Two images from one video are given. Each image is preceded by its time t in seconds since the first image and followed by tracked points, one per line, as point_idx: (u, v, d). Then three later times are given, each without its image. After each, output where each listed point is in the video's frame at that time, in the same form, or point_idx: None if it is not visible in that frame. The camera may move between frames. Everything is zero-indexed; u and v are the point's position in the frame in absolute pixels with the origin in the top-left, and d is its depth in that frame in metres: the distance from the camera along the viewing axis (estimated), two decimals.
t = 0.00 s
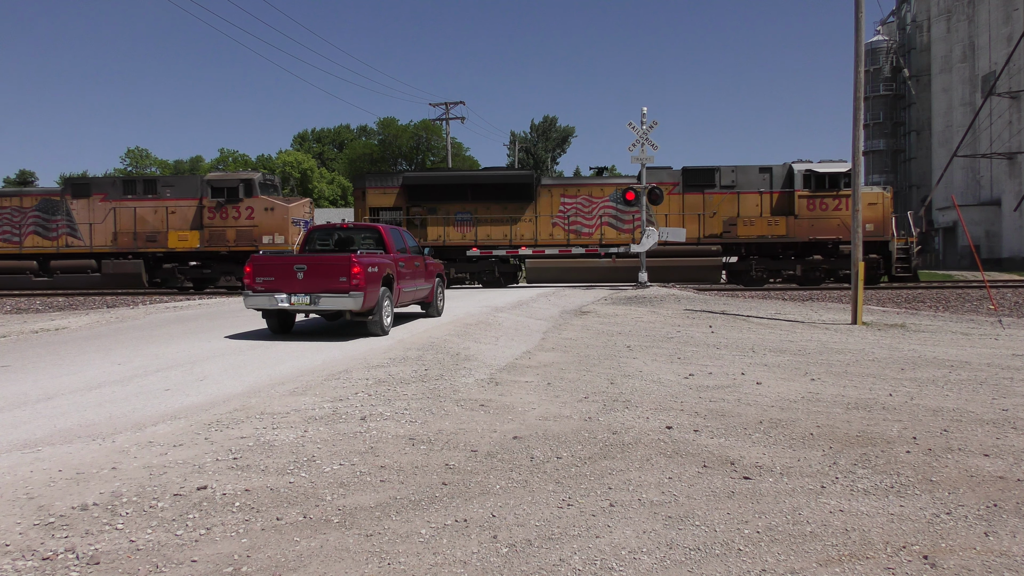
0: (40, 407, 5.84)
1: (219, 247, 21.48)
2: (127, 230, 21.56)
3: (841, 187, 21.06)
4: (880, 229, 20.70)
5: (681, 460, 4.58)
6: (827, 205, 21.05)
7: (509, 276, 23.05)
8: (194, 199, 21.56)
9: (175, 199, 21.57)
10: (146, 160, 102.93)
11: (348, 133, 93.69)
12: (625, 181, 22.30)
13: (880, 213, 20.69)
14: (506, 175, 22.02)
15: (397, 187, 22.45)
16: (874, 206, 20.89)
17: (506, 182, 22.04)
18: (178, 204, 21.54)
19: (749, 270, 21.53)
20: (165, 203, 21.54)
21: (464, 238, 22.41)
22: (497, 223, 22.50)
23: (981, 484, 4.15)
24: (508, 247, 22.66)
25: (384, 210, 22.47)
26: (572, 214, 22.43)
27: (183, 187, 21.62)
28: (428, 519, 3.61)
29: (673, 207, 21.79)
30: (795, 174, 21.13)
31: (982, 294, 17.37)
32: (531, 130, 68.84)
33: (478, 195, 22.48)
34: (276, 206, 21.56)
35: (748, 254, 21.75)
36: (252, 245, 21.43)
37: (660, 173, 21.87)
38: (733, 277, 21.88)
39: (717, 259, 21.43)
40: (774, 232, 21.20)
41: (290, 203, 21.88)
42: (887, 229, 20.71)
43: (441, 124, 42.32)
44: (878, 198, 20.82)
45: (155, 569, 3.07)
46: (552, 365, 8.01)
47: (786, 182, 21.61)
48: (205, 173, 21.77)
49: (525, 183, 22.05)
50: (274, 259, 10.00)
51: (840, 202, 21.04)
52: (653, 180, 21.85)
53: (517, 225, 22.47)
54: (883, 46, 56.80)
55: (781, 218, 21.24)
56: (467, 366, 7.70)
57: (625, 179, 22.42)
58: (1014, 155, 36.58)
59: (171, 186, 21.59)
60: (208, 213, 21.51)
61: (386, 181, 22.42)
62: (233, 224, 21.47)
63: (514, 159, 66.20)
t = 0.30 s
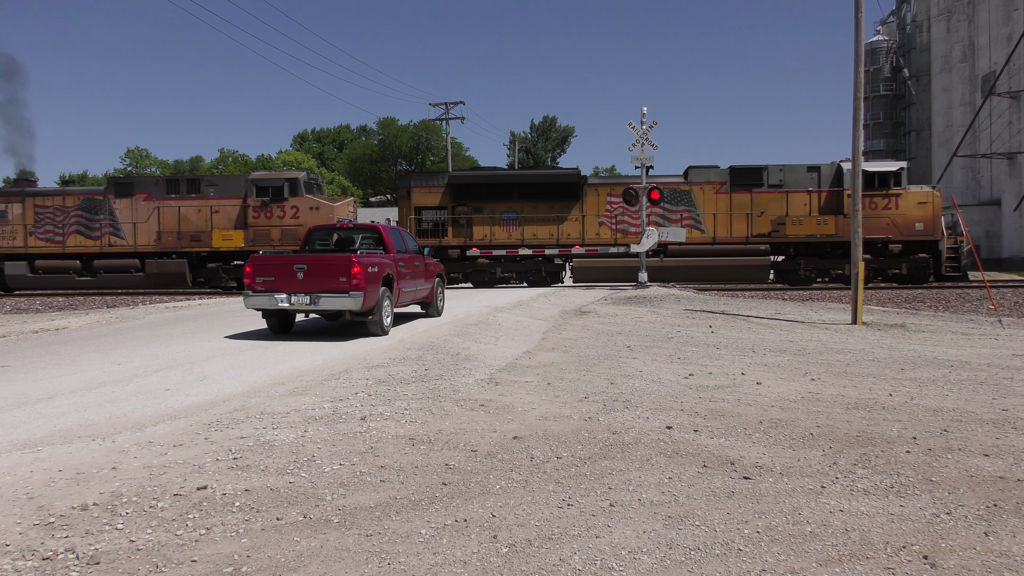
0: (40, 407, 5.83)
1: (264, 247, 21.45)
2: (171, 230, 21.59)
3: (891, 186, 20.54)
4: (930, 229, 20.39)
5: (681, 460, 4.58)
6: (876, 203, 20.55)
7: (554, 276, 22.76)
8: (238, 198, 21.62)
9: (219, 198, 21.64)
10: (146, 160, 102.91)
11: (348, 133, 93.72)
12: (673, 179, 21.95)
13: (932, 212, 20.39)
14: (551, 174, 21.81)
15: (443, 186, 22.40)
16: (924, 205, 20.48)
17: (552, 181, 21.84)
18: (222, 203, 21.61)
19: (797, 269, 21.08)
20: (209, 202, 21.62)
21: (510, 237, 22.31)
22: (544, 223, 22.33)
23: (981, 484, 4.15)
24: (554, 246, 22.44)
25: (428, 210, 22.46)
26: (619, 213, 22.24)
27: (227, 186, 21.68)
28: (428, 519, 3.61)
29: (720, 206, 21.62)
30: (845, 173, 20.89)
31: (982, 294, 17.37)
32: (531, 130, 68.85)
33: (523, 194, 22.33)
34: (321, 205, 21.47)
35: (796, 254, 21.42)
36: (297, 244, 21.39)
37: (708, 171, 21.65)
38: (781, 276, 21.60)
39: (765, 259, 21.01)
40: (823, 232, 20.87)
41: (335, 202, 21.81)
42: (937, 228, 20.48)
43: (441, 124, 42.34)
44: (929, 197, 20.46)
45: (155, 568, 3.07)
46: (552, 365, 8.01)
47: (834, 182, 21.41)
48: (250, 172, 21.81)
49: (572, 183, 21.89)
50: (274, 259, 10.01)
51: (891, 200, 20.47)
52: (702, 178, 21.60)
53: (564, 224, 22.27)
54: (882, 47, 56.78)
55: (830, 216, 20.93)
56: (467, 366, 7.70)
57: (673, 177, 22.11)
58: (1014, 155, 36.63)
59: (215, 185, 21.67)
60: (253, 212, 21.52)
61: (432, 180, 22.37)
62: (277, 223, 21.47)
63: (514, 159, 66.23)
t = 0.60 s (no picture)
0: (40, 407, 5.83)
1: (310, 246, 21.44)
2: (215, 229, 21.62)
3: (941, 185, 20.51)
4: (981, 228, 20.32)
5: (681, 460, 4.58)
6: (926, 203, 20.46)
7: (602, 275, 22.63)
8: (283, 198, 21.56)
9: (263, 197, 21.57)
10: (146, 160, 102.90)
11: (349, 133, 93.73)
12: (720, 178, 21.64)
13: (983, 211, 20.32)
14: (599, 173, 21.77)
15: (488, 186, 22.28)
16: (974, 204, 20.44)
17: (599, 180, 21.81)
18: (266, 202, 21.54)
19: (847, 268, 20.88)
20: (253, 201, 21.55)
21: (556, 237, 22.25)
22: (590, 222, 22.24)
23: (981, 484, 4.16)
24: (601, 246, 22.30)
25: (473, 210, 22.40)
26: (665, 212, 21.85)
27: (271, 186, 21.59)
28: (428, 519, 3.61)
29: (768, 205, 21.40)
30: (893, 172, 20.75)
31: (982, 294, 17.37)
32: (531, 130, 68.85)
33: (570, 193, 22.24)
34: (367, 205, 21.26)
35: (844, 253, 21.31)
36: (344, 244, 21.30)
37: (755, 170, 21.48)
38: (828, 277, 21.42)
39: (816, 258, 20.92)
40: (874, 231, 20.63)
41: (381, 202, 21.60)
42: (988, 228, 20.42)
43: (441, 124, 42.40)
44: (979, 195, 20.41)
45: (155, 568, 3.07)
46: (552, 365, 8.01)
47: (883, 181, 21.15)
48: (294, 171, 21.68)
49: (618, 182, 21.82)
50: (274, 259, 10.00)
51: (941, 199, 20.45)
52: (749, 177, 21.35)
53: (611, 224, 22.17)
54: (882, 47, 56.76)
55: (879, 215, 20.67)
56: (467, 366, 7.70)
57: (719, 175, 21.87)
58: (1014, 155, 36.66)
59: (259, 184, 21.58)
60: (298, 211, 21.44)
61: (478, 179, 22.21)
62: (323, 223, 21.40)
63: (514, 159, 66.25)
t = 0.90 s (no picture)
0: (41, 407, 5.83)
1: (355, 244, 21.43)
2: (260, 228, 21.60)
3: (992, 184, 20.21)
4: None
5: (681, 460, 4.58)
6: (977, 202, 20.28)
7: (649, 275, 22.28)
8: (328, 197, 21.55)
9: (308, 196, 21.55)
10: (146, 160, 102.73)
11: (349, 133, 93.62)
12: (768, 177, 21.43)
13: None
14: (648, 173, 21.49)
15: (534, 185, 22.16)
16: None
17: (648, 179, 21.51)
18: (311, 201, 21.50)
19: (896, 268, 20.44)
20: (297, 200, 21.53)
21: (603, 236, 21.93)
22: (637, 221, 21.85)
23: (981, 484, 4.16)
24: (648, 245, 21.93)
25: (519, 210, 22.26)
26: (713, 211, 21.53)
27: (315, 185, 21.56)
28: (428, 519, 3.62)
29: (816, 205, 21.17)
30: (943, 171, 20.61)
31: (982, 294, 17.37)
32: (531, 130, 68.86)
33: (618, 193, 21.98)
34: (413, 204, 21.31)
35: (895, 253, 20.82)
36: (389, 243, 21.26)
37: (804, 170, 21.24)
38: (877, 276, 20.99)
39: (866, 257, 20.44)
40: (924, 230, 20.29)
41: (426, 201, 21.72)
42: None
43: (442, 124, 42.54)
44: None
45: (155, 568, 3.07)
46: (552, 365, 8.01)
47: (933, 181, 21.04)
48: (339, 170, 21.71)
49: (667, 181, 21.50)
50: (274, 259, 10.00)
51: (992, 198, 20.25)
52: (797, 176, 21.15)
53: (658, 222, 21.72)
54: (882, 47, 56.79)
55: (929, 214, 20.40)
56: (467, 366, 7.70)
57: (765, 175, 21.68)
58: (1014, 155, 36.76)
59: (304, 183, 21.56)
60: (344, 210, 21.47)
61: (524, 178, 22.12)
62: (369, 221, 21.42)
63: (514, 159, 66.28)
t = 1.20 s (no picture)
0: (40, 407, 5.83)
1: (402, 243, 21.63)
2: (305, 228, 21.61)
3: None
4: None
5: (681, 460, 4.58)
6: None
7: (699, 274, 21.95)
8: (373, 197, 21.68)
9: (353, 195, 21.68)
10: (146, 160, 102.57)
11: (349, 133, 93.51)
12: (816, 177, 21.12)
13: None
14: (697, 172, 20.80)
15: (582, 185, 21.71)
16: None
17: (697, 179, 20.86)
18: (356, 200, 21.64)
19: (946, 268, 20.37)
20: (343, 199, 21.62)
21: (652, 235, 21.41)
22: (686, 221, 21.33)
23: (981, 484, 4.16)
24: (696, 245, 21.35)
25: (566, 210, 21.69)
26: (762, 211, 21.11)
27: (361, 184, 21.72)
28: (428, 519, 3.62)
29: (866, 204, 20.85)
30: (995, 170, 20.30)
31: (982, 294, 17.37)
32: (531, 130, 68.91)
33: (667, 192, 21.39)
34: (460, 203, 21.63)
35: (943, 252, 20.69)
36: (436, 241, 21.58)
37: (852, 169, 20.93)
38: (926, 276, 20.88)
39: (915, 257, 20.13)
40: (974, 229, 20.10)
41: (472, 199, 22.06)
42: None
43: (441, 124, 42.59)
44: None
45: (155, 568, 3.07)
46: (551, 365, 8.01)
47: (983, 179, 20.71)
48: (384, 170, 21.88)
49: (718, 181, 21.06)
50: (274, 259, 10.00)
51: None
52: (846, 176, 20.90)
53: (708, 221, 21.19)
54: (882, 47, 56.81)
55: (980, 214, 20.15)
56: (467, 366, 7.70)
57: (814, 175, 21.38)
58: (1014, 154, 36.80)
59: (349, 182, 21.70)
60: (390, 209, 21.67)
61: (572, 177, 21.57)
62: (416, 221, 21.70)
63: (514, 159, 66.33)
